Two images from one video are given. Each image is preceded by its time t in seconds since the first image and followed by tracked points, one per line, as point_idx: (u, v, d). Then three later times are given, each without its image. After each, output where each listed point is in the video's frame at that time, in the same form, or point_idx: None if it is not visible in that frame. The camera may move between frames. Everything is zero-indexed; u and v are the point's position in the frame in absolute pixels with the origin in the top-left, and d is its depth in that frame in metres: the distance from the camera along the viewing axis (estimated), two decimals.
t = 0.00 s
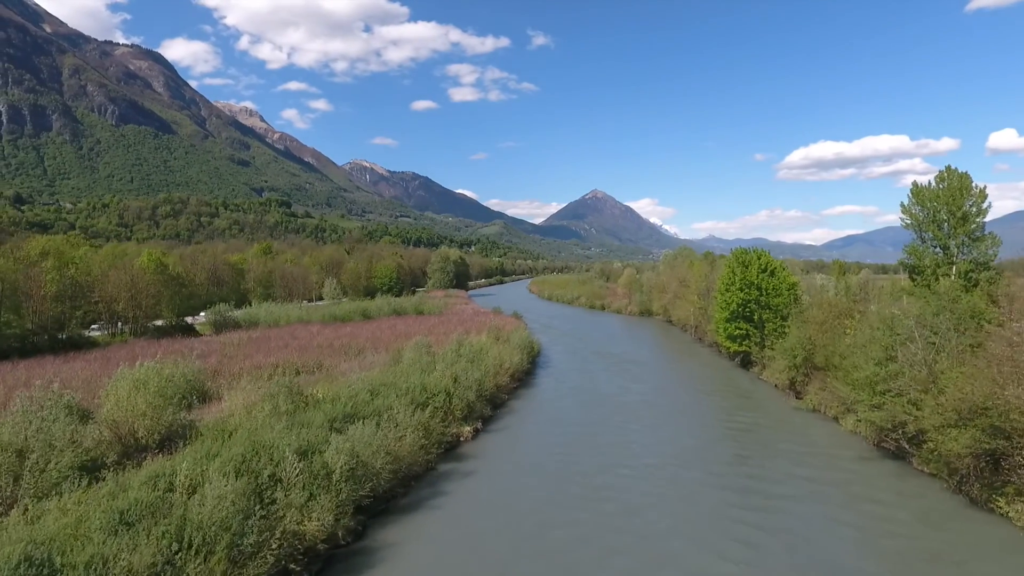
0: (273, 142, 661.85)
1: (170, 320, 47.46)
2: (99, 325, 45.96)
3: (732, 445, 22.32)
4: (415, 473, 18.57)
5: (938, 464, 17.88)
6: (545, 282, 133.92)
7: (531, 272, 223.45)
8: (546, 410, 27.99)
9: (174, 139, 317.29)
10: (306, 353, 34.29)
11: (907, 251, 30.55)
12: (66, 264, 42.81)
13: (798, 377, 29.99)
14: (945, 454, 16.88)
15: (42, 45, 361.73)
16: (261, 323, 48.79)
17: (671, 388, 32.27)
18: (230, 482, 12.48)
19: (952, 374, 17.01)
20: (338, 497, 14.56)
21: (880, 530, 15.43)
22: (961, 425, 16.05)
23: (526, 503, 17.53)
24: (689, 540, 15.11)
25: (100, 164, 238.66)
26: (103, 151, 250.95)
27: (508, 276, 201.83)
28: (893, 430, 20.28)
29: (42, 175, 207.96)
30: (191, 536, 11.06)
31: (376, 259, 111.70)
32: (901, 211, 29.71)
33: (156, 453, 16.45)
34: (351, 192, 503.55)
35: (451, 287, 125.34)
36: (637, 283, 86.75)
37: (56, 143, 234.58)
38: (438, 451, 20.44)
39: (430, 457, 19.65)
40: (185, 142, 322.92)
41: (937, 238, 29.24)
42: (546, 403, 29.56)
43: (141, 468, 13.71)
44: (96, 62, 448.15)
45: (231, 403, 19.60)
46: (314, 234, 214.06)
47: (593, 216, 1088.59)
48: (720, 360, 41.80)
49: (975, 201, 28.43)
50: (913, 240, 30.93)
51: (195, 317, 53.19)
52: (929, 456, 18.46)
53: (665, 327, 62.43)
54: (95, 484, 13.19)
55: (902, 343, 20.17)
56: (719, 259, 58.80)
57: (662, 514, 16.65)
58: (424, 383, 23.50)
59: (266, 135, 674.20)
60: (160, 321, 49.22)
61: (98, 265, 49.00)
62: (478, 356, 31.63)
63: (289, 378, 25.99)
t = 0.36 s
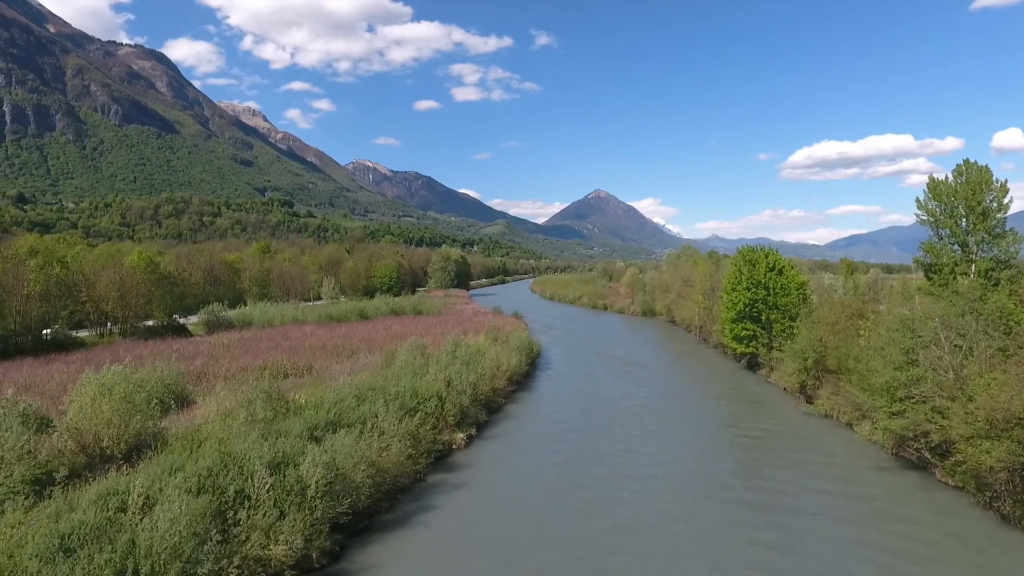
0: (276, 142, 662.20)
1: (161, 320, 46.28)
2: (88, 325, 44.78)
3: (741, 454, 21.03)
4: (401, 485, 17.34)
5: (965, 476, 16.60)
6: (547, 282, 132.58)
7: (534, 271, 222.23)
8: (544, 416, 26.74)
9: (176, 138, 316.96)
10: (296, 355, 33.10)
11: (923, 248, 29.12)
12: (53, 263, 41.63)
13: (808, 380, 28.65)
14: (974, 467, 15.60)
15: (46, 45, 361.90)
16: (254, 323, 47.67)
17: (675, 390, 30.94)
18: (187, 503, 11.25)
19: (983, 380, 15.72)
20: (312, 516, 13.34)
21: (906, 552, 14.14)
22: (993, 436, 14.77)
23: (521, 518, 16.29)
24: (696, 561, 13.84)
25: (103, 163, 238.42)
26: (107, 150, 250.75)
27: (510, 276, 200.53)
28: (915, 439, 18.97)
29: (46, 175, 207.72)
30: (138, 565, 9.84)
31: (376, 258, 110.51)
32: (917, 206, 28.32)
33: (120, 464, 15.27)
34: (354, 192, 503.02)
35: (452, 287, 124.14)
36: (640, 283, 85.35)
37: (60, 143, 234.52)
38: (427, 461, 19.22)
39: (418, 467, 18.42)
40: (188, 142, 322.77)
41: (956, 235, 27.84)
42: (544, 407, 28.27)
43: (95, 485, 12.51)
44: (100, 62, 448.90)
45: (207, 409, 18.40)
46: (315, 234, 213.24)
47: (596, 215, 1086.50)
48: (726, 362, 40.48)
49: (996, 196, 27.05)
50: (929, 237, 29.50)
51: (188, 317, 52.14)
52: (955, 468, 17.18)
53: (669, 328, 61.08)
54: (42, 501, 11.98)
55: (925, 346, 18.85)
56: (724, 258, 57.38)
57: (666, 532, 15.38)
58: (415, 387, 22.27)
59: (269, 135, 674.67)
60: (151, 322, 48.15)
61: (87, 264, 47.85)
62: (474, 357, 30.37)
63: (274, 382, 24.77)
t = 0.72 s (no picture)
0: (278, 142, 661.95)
1: (150, 320, 45.00)
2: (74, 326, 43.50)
3: (750, 464, 19.75)
4: (384, 500, 16.11)
5: (996, 492, 15.33)
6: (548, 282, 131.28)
7: (536, 271, 221.10)
8: (542, 422, 25.47)
9: (178, 138, 316.39)
10: (285, 357, 31.87)
11: (939, 245, 27.70)
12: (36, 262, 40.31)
13: (818, 384, 27.36)
14: (1008, 482, 14.33)
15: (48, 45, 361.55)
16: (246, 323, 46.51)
17: (679, 394, 29.65)
18: (133, 530, 9.98)
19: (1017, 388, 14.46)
20: (280, 538, 12.09)
21: None
22: None
23: (514, 536, 15.05)
24: None
25: (105, 163, 237.74)
26: (109, 150, 250.14)
27: (512, 276, 199.33)
28: (938, 450, 17.69)
29: (47, 174, 207.05)
30: None
31: (376, 258, 109.32)
32: (934, 201, 26.92)
33: (77, 479, 13.99)
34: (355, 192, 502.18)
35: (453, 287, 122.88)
36: (643, 283, 84.03)
37: (62, 143, 233.92)
38: (414, 473, 17.98)
39: (404, 479, 17.18)
40: (189, 142, 322.17)
41: (974, 231, 26.43)
42: (542, 412, 27.04)
43: (38, 505, 11.27)
44: (103, 62, 448.89)
45: (178, 417, 17.13)
46: (316, 234, 212.33)
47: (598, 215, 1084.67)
48: (730, 364, 39.22)
49: (1017, 190, 25.68)
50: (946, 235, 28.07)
51: (180, 317, 51.01)
52: (984, 482, 15.92)
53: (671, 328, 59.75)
54: None
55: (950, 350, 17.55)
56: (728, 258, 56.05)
57: (671, 553, 14.12)
58: (404, 393, 21.02)
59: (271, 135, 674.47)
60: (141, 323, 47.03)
61: (74, 263, 46.56)
62: (469, 360, 29.09)
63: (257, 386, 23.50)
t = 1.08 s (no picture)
0: (279, 142, 661.64)
1: (138, 321, 43.78)
2: (60, 328, 42.28)
3: (760, 476, 18.48)
4: (364, 518, 14.87)
5: None
6: (549, 282, 130.08)
7: (537, 271, 219.78)
8: (538, 429, 24.23)
9: (179, 138, 315.61)
10: (273, 360, 30.63)
11: (956, 243, 26.30)
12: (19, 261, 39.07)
13: (829, 389, 26.07)
14: None
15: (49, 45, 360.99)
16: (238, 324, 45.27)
17: (683, 399, 28.38)
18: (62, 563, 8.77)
19: None
20: (240, 566, 10.85)
21: None
22: None
23: (504, 557, 13.81)
24: None
25: (106, 163, 236.90)
26: (110, 150, 249.30)
27: (513, 276, 198.09)
28: (965, 462, 16.44)
29: (48, 175, 206.17)
30: None
31: (375, 258, 108.18)
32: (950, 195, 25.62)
33: (24, 497, 12.72)
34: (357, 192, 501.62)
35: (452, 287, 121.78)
36: (645, 283, 82.89)
37: (63, 143, 233.10)
38: (399, 486, 16.74)
39: (388, 494, 15.96)
40: (190, 142, 321.37)
41: (993, 228, 25.10)
42: (539, 418, 25.80)
43: None
44: (104, 62, 448.70)
45: (144, 426, 15.85)
46: (316, 234, 211.15)
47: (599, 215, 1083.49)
48: (736, 366, 37.91)
49: None
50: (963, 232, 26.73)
51: (171, 318, 49.82)
52: (1017, 498, 14.67)
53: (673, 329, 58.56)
54: None
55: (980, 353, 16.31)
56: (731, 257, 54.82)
57: None
58: (391, 399, 19.78)
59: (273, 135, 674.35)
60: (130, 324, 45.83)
61: (61, 262, 45.33)
62: (463, 363, 27.84)
63: (238, 392, 22.24)
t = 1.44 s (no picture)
0: (281, 142, 661.65)
1: (127, 322, 42.63)
2: (46, 329, 41.14)
3: (772, 491, 17.22)
4: (342, 539, 13.64)
5: None
6: (551, 282, 128.76)
7: (539, 271, 218.37)
8: (535, 436, 22.99)
9: (181, 138, 314.78)
10: (260, 363, 29.34)
11: (977, 240, 24.84)
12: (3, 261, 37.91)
13: (841, 394, 24.75)
14: None
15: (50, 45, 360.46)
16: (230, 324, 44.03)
17: (687, 404, 27.15)
18: None
19: None
20: None
21: None
22: None
23: None
24: None
25: (107, 163, 236.12)
26: (111, 150, 248.36)
27: (514, 275, 196.75)
28: (996, 476, 15.28)
29: (50, 174, 205.41)
30: None
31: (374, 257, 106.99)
32: (969, 189, 24.25)
33: None
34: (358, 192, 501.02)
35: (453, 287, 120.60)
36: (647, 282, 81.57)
37: (65, 143, 232.42)
38: (382, 502, 15.51)
39: (369, 511, 14.73)
40: (192, 142, 320.73)
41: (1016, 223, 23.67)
42: (536, 424, 24.58)
43: None
44: (106, 62, 448.60)
45: (105, 435, 14.56)
46: (317, 233, 209.93)
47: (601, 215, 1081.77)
48: (741, 369, 36.60)
49: None
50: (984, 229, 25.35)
51: (162, 319, 48.63)
52: None
53: (676, 329, 57.28)
54: None
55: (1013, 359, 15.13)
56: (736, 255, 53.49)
57: None
58: (377, 407, 18.54)
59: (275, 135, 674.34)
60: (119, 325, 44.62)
61: (47, 262, 44.18)
62: (456, 366, 26.55)
63: (217, 399, 21.00)
